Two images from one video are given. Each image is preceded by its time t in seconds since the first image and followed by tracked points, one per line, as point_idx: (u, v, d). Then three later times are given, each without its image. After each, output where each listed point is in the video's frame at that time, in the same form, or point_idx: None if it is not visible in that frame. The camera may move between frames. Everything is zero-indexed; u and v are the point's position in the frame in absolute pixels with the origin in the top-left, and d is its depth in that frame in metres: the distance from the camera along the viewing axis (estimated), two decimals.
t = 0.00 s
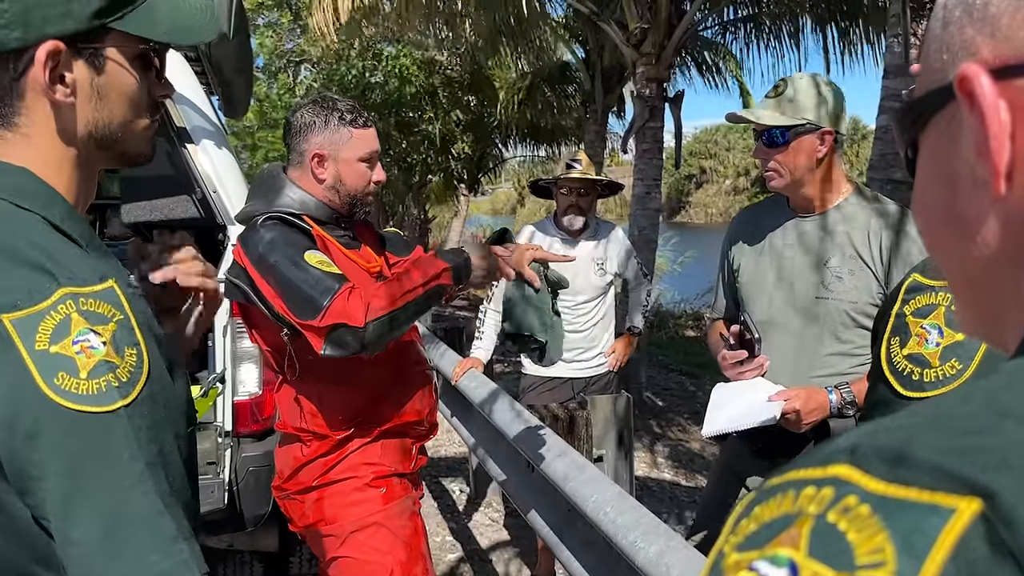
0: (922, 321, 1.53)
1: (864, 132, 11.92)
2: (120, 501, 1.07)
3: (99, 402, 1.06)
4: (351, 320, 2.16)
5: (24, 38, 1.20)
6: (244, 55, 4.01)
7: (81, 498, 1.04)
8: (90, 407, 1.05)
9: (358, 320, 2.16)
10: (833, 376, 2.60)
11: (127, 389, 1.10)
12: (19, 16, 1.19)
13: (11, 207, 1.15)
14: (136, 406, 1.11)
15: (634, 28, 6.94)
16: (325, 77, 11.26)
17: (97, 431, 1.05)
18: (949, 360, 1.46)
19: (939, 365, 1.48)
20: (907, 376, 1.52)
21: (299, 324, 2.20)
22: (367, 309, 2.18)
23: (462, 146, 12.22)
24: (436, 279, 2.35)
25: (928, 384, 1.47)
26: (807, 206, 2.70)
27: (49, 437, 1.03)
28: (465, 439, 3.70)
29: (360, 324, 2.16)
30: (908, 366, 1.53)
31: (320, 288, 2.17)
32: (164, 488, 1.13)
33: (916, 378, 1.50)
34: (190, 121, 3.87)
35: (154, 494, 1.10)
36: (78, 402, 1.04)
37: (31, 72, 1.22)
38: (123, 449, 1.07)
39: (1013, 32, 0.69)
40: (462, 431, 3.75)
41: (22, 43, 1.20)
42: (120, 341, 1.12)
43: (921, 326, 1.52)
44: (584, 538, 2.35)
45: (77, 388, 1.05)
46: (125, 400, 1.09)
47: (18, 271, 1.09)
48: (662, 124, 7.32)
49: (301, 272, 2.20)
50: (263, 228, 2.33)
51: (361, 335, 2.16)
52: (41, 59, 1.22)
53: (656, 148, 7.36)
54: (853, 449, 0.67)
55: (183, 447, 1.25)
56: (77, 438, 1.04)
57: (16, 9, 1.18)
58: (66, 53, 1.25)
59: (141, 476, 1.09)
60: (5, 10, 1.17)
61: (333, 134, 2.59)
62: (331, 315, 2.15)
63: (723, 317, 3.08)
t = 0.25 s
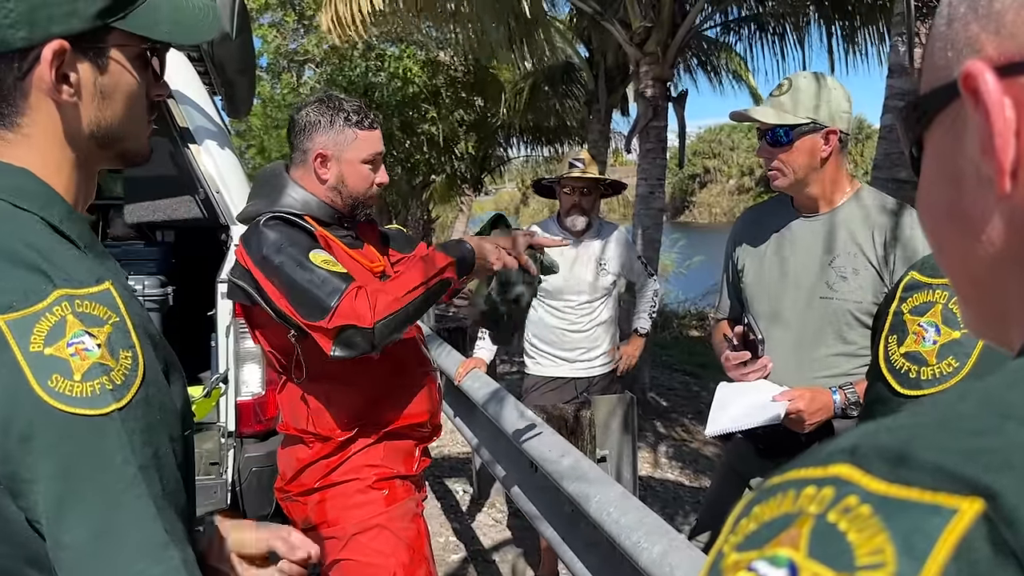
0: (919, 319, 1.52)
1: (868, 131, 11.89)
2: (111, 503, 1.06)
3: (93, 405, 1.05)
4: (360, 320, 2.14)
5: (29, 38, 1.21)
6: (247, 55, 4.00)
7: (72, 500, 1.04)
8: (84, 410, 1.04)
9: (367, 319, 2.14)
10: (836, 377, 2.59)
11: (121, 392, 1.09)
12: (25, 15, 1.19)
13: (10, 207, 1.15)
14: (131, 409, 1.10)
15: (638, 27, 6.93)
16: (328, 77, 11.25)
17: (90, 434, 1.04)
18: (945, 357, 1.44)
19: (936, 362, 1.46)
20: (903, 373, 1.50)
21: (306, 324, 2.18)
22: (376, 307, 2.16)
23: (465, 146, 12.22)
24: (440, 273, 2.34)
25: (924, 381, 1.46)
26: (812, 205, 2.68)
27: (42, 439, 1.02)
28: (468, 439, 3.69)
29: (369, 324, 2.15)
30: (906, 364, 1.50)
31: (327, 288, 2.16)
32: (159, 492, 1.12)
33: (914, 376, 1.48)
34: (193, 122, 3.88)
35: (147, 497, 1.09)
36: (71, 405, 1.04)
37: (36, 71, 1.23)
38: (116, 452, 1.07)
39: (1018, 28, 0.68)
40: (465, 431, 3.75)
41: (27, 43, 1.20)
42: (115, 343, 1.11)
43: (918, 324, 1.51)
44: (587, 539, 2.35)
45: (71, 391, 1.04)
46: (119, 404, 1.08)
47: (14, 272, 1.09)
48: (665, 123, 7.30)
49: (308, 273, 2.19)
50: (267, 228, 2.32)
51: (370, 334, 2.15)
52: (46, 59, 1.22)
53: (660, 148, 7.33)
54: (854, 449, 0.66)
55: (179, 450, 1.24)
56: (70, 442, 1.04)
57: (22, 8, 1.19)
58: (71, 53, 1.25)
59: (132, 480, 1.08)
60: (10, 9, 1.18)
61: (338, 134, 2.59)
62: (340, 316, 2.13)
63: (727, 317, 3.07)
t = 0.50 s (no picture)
0: (924, 324, 1.52)
1: (872, 130, 11.86)
2: (114, 503, 1.07)
3: (98, 405, 1.06)
4: (365, 328, 2.15)
5: (46, 39, 1.20)
6: (250, 56, 4.01)
7: (75, 500, 1.04)
8: (89, 410, 1.05)
9: (372, 327, 2.15)
10: (837, 377, 2.59)
11: (125, 392, 1.10)
12: (41, 17, 1.18)
13: (15, 209, 1.15)
14: (133, 410, 1.11)
15: (641, 28, 6.93)
16: (331, 77, 11.27)
17: (93, 434, 1.05)
18: (951, 362, 1.43)
19: (942, 367, 1.44)
20: (908, 378, 1.49)
21: (310, 330, 2.18)
22: (380, 316, 2.17)
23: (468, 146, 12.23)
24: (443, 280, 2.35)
25: (929, 386, 1.44)
26: (817, 205, 2.69)
27: (46, 439, 1.03)
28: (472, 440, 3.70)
29: (374, 332, 2.15)
30: (912, 369, 1.49)
31: (332, 295, 2.16)
32: (159, 493, 1.13)
33: (919, 380, 1.47)
34: (196, 123, 3.89)
35: (149, 497, 1.10)
36: (76, 405, 1.05)
37: (53, 71, 1.22)
38: (118, 452, 1.07)
39: (1018, 29, 0.68)
40: (469, 431, 3.75)
41: (44, 44, 1.20)
42: (119, 344, 1.12)
43: (923, 329, 1.51)
44: (590, 539, 2.35)
45: (75, 391, 1.05)
46: (123, 404, 1.09)
47: (20, 274, 1.09)
48: (668, 124, 7.30)
49: (313, 279, 2.19)
50: (272, 231, 2.33)
51: (375, 342, 2.15)
52: (63, 60, 1.22)
53: (663, 148, 7.32)
54: (851, 450, 0.67)
55: (180, 452, 1.25)
56: (74, 442, 1.04)
57: (38, 9, 1.18)
58: (85, 55, 1.26)
59: (134, 481, 1.08)
60: (28, 11, 1.17)
61: (339, 133, 2.59)
62: (345, 323, 2.13)
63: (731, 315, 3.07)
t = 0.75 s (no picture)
0: (925, 323, 1.52)
1: (874, 129, 11.85)
2: (132, 499, 1.07)
3: (115, 402, 1.07)
4: (370, 334, 2.16)
5: (77, 40, 1.22)
6: (254, 57, 4.03)
7: (91, 497, 1.05)
8: (107, 407, 1.07)
9: (376, 333, 2.16)
10: (838, 378, 2.61)
11: (141, 389, 1.11)
12: (73, 19, 1.21)
13: (28, 210, 1.16)
14: (150, 406, 1.12)
15: (643, 28, 6.93)
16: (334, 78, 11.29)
17: (111, 431, 1.07)
18: (952, 361, 1.40)
19: (943, 366, 1.42)
20: (910, 377, 1.49)
21: (314, 335, 2.20)
22: (386, 322, 2.18)
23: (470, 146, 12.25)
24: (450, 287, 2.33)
25: (931, 386, 1.43)
26: (820, 205, 2.69)
27: (63, 437, 1.04)
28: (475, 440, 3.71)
29: (379, 338, 2.16)
30: (913, 368, 1.50)
31: (338, 301, 2.17)
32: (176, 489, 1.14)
33: (921, 380, 1.46)
34: (200, 123, 3.91)
35: (167, 493, 1.11)
36: (94, 402, 1.06)
37: (82, 70, 1.25)
38: (135, 449, 1.09)
39: (1013, 33, 0.69)
40: (472, 431, 3.77)
41: (75, 45, 1.22)
42: (135, 342, 1.14)
43: (925, 329, 1.51)
44: (592, 538, 2.36)
45: (93, 388, 1.06)
46: (140, 401, 1.10)
47: (37, 274, 1.10)
48: (670, 124, 7.30)
49: (318, 284, 2.20)
50: (276, 234, 2.35)
51: (379, 348, 2.17)
52: (92, 60, 1.25)
53: (665, 148, 7.33)
54: (850, 451, 0.68)
55: (192, 450, 1.26)
56: (91, 440, 1.05)
57: (71, 11, 1.21)
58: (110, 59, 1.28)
59: (153, 477, 1.10)
60: (62, 12, 1.20)
61: (340, 133, 2.60)
62: (350, 328, 2.15)
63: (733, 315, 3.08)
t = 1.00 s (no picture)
0: (930, 319, 1.50)
1: (876, 128, 11.83)
2: (137, 499, 1.03)
3: (120, 401, 1.03)
4: (373, 343, 2.16)
5: (87, 41, 1.22)
6: (255, 57, 4.03)
7: (97, 496, 1.01)
8: (112, 407, 1.03)
9: (381, 342, 2.15)
10: (840, 377, 2.60)
11: (146, 389, 1.07)
12: (84, 20, 1.21)
13: (30, 209, 1.13)
14: (155, 406, 1.08)
15: (645, 27, 6.93)
16: (336, 78, 11.30)
17: (117, 430, 1.03)
18: (956, 357, 1.42)
19: (947, 362, 1.43)
20: (914, 373, 1.48)
21: (317, 342, 2.20)
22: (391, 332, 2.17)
23: (472, 146, 12.28)
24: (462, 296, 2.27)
25: (935, 382, 1.43)
26: (821, 205, 2.67)
27: (68, 437, 1.00)
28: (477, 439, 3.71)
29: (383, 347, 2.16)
30: (917, 365, 1.49)
31: (341, 309, 2.16)
32: (181, 489, 1.10)
33: (925, 376, 1.46)
34: (202, 124, 3.91)
35: (172, 493, 1.07)
36: (99, 402, 1.02)
37: (90, 71, 1.24)
38: (141, 448, 1.04)
39: (1013, 33, 0.68)
40: (473, 431, 3.76)
41: (85, 46, 1.22)
42: (140, 342, 1.10)
43: (929, 325, 1.49)
44: (595, 538, 2.35)
45: (97, 388, 1.02)
46: (145, 401, 1.06)
47: (41, 273, 1.07)
48: (672, 123, 7.29)
49: (320, 291, 2.19)
50: (276, 238, 2.33)
51: (383, 357, 2.16)
52: (102, 62, 1.24)
53: (667, 147, 7.32)
54: (852, 452, 0.67)
55: (196, 449, 1.25)
56: (97, 440, 1.01)
57: (81, 13, 1.20)
58: (118, 61, 1.28)
59: (159, 476, 1.05)
60: (72, 14, 1.19)
61: (340, 136, 2.60)
62: (354, 336, 2.14)
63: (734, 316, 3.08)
